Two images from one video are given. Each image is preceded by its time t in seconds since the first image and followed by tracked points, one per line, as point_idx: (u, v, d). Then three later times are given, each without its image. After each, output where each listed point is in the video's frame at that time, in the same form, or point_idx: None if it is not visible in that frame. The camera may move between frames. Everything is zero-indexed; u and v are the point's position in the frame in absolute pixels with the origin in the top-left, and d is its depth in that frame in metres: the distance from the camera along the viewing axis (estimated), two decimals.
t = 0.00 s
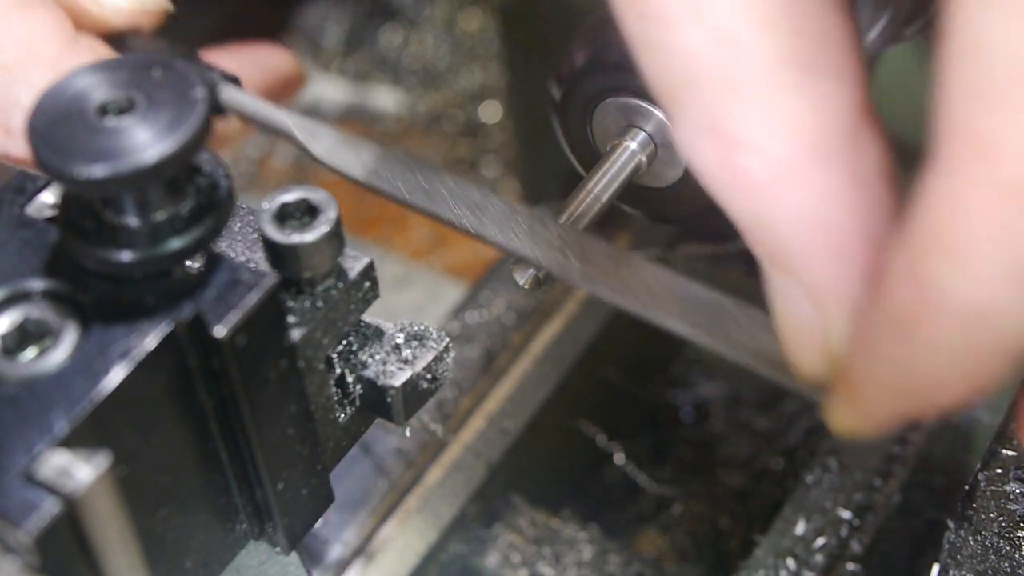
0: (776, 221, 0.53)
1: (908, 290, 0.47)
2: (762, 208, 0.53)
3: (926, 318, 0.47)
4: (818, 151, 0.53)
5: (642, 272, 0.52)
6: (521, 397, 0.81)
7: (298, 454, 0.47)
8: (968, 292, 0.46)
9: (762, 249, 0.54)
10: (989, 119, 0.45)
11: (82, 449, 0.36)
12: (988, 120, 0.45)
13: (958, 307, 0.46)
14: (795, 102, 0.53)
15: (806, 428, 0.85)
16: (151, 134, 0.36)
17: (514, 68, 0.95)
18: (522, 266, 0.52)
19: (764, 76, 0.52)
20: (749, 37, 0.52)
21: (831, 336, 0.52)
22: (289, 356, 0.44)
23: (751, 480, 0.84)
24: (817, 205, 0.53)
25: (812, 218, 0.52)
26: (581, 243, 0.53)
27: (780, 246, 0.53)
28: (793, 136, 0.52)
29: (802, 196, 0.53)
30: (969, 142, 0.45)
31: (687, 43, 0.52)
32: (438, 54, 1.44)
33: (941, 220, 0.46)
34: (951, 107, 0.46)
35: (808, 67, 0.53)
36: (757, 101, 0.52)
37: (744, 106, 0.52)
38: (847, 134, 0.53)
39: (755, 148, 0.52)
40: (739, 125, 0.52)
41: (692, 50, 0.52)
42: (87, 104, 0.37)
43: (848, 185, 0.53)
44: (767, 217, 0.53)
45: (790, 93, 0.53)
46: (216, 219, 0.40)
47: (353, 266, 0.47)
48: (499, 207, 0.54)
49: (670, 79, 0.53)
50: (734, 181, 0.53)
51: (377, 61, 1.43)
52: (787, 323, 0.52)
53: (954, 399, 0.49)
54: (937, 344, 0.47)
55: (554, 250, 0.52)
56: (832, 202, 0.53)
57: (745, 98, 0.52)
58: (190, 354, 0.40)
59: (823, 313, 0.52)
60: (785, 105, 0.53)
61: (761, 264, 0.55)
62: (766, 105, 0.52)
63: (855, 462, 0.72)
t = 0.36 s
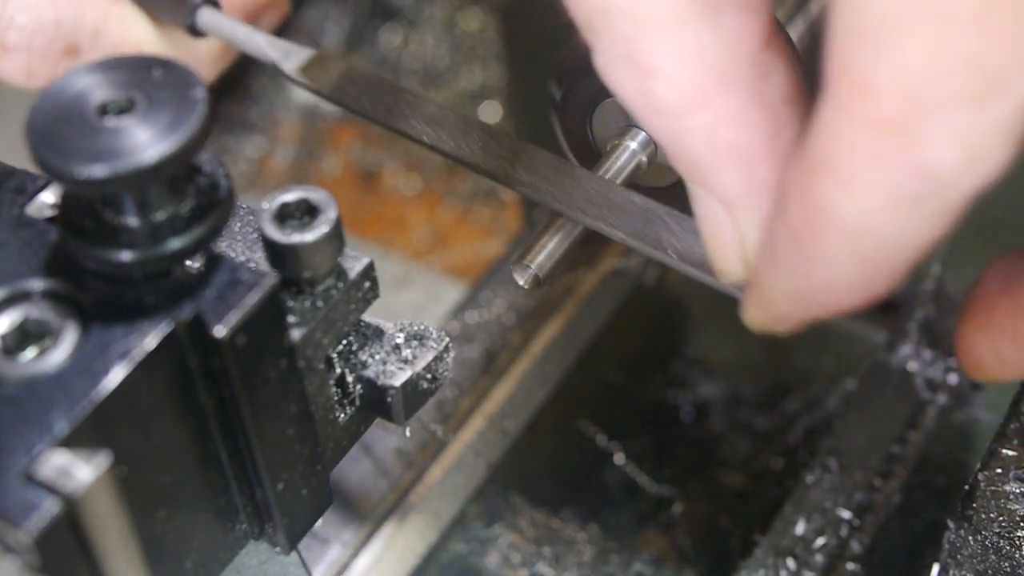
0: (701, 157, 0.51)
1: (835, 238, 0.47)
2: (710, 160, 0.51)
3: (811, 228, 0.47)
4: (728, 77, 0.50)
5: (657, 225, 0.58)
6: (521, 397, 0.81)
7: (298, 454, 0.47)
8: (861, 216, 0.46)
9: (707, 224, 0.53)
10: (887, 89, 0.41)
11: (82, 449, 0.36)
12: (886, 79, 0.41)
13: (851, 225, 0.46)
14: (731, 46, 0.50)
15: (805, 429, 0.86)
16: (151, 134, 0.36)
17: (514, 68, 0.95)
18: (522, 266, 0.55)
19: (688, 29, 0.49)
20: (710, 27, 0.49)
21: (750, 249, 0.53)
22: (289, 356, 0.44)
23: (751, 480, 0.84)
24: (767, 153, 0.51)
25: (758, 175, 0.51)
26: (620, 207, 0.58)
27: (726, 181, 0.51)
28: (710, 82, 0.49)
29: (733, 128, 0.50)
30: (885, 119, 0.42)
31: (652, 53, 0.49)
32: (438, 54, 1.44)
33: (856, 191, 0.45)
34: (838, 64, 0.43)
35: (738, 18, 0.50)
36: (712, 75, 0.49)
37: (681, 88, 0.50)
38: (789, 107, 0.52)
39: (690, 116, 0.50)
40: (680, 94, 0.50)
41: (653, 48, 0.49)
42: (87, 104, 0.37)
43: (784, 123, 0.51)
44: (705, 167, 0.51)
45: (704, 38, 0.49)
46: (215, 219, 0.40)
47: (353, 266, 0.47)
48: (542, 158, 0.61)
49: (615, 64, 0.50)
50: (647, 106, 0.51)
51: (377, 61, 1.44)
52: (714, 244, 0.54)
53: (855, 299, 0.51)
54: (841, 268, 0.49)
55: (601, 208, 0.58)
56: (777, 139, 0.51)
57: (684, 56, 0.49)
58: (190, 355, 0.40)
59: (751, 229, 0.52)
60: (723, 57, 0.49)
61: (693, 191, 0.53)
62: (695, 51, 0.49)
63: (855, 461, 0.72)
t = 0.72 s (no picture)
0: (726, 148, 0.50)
1: (869, 242, 0.48)
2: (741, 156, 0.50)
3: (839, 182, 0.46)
4: (764, 89, 0.48)
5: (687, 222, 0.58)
6: (521, 397, 0.81)
7: (298, 454, 0.47)
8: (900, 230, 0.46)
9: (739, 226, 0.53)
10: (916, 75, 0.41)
11: (82, 449, 0.36)
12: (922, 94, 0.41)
13: (888, 231, 0.47)
14: (765, 52, 0.48)
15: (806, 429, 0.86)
16: (151, 134, 0.36)
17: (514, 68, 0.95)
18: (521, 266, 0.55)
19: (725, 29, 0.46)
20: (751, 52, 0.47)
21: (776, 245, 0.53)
22: (289, 356, 0.44)
23: (751, 480, 0.84)
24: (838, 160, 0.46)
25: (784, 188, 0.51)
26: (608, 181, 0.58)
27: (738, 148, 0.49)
28: (736, 83, 0.48)
29: (768, 125, 0.49)
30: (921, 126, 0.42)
31: (698, 94, 0.48)
32: (438, 55, 1.44)
33: (855, 171, 0.45)
34: (868, 72, 0.43)
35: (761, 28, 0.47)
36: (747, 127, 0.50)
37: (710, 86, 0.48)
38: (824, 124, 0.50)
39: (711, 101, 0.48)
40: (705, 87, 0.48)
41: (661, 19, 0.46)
42: (87, 104, 0.37)
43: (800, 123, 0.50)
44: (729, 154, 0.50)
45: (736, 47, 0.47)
46: (216, 219, 0.40)
47: (353, 266, 0.47)
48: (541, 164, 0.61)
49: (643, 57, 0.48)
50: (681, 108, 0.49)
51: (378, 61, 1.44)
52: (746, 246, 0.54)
53: (884, 298, 0.52)
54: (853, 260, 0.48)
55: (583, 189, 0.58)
56: (801, 133, 0.50)
57: (719, 60, 0.47)
58: (190, 355, 0.40)
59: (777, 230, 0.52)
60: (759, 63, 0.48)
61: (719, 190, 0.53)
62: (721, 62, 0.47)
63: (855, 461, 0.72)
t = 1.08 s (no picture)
0: (817, 248, 0.60)
1: (925, 292, 0.56)
2: (801, 213, 0.59)
3: (886, 261, 0.57)
4: (841, 184, 0.60)
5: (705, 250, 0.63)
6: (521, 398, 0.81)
7: (298, 454, 0.47)
8: (950, 280, 0.55)
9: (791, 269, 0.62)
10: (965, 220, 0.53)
11: (82, 449, 0.36)
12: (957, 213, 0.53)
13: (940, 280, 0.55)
14: (845, 153, 0.59)
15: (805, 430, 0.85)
16: (151, 134, 0.36)
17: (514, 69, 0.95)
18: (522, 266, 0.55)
19: (807, 152, 0.58)
20: (740, 28, 0.56)
21: (828, 300, 0.62)
22: (289, 356, 0.44)
23: (750, 480, 0.84)
24: (841, 224, 0.60)
25: (851, 261, 0.60)
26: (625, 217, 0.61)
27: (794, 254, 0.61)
28: (828, 190, 0.59)
29: (834, 225, 0.60)
30: (995, 177, 0.52)
31: (747, 117, 0.57)
32: (438, 55, 1.44)
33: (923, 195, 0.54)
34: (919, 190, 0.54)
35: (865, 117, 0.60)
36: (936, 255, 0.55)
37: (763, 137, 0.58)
38: (838, 110, 0.59)
39: (824, 257, 0.61)
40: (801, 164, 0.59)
41: (740, 108, 0.57)
42: (87, 104, 0.37)
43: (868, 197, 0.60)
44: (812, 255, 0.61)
45: (826, 158, 0.59)
46: (216, 219, 0.40)
47: (353, 266, 0.47)
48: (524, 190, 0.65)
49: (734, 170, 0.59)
50: (774, 223, 0.60)
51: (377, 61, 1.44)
52: (796, 291, 0.62)
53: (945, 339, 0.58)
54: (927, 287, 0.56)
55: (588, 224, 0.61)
56: (849, 204, 0.60)
57: (803, 166, 0.59)
58: (190, 355, 0.40)
59: (827, 285, 0.61)
60: (846, 175, 0.60)
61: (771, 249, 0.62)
62: (783, 112, 0.58)
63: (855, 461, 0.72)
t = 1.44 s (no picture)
0: (839, 280, 0.60)
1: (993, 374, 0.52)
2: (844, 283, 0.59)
3: (955, 350, 0.53)
4: (886, 207, 0.61)
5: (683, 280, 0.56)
6: (521, 397, 0.80)
7: (298, 454, 0.47)
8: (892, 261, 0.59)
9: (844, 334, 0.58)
10: None
11: (82, 449, 0.36)
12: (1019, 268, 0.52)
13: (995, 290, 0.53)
14: (888, 167, 0.61)
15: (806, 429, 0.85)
16: (151, 134, 0.36)
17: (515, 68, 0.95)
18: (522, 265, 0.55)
19: (835, 155, 0.61)
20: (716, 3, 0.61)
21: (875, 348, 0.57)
22: (289, 356, 0.44)
23: (751, 481, 0.84)
24: (872, 240, 0.60)
25: (897, 300, 0.59)
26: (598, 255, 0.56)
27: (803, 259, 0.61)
28: (862, 202, 0.60)
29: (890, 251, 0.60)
30: None
31: (742, 103, 0.61)
32: (438, 54, 1.44)
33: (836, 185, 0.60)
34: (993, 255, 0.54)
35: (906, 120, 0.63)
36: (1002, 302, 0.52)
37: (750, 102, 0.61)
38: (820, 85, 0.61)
39: (878, 311, 0.59)
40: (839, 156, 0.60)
41: (752, 107, 0.61)
42: (87, 104, 0.37)
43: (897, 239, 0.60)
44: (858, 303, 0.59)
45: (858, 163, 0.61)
46: (215, 219, 0.40)
47: (353, 266, 0.47)
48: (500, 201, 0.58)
49: (757, 182, 0.60)
50: (800, 236, 0.60)
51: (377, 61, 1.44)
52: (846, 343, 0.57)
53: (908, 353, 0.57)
54: (999, 333, 0.52)
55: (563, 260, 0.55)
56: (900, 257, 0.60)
57: (837, 174, 0.61)
58: (190, 354, 0.40)
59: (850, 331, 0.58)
60: (879, 181, 0.61)
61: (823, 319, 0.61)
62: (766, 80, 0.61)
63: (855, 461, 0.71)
